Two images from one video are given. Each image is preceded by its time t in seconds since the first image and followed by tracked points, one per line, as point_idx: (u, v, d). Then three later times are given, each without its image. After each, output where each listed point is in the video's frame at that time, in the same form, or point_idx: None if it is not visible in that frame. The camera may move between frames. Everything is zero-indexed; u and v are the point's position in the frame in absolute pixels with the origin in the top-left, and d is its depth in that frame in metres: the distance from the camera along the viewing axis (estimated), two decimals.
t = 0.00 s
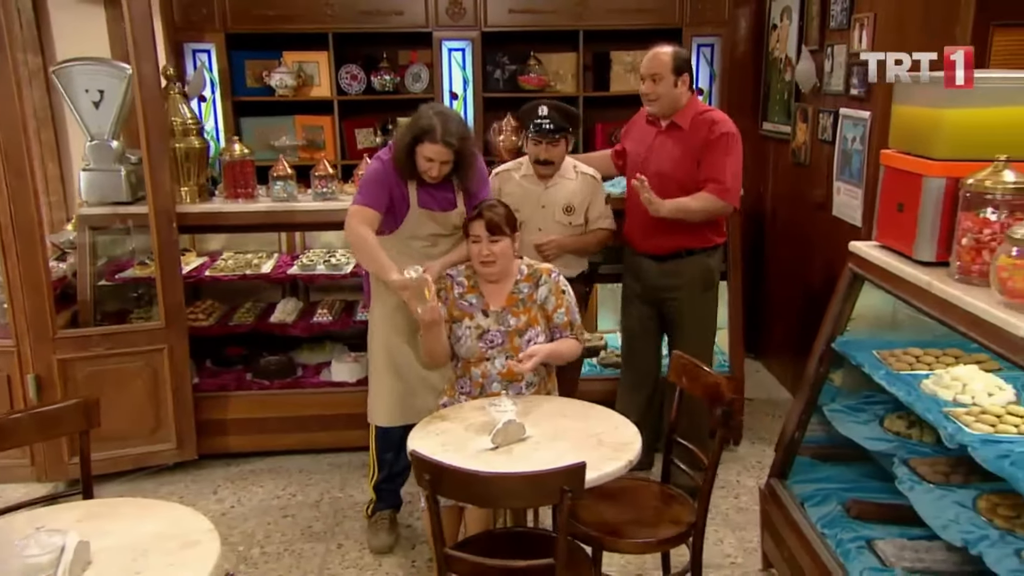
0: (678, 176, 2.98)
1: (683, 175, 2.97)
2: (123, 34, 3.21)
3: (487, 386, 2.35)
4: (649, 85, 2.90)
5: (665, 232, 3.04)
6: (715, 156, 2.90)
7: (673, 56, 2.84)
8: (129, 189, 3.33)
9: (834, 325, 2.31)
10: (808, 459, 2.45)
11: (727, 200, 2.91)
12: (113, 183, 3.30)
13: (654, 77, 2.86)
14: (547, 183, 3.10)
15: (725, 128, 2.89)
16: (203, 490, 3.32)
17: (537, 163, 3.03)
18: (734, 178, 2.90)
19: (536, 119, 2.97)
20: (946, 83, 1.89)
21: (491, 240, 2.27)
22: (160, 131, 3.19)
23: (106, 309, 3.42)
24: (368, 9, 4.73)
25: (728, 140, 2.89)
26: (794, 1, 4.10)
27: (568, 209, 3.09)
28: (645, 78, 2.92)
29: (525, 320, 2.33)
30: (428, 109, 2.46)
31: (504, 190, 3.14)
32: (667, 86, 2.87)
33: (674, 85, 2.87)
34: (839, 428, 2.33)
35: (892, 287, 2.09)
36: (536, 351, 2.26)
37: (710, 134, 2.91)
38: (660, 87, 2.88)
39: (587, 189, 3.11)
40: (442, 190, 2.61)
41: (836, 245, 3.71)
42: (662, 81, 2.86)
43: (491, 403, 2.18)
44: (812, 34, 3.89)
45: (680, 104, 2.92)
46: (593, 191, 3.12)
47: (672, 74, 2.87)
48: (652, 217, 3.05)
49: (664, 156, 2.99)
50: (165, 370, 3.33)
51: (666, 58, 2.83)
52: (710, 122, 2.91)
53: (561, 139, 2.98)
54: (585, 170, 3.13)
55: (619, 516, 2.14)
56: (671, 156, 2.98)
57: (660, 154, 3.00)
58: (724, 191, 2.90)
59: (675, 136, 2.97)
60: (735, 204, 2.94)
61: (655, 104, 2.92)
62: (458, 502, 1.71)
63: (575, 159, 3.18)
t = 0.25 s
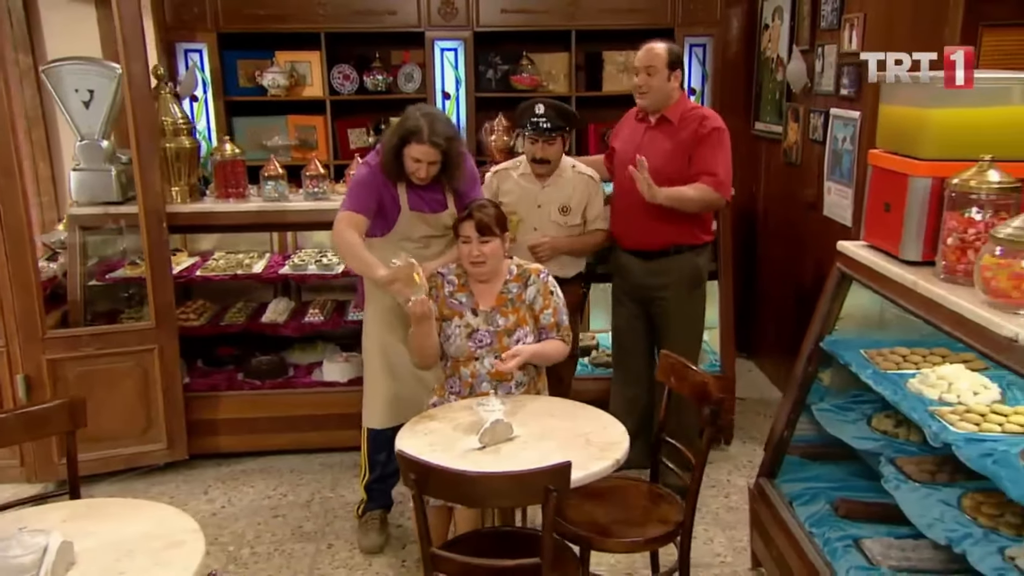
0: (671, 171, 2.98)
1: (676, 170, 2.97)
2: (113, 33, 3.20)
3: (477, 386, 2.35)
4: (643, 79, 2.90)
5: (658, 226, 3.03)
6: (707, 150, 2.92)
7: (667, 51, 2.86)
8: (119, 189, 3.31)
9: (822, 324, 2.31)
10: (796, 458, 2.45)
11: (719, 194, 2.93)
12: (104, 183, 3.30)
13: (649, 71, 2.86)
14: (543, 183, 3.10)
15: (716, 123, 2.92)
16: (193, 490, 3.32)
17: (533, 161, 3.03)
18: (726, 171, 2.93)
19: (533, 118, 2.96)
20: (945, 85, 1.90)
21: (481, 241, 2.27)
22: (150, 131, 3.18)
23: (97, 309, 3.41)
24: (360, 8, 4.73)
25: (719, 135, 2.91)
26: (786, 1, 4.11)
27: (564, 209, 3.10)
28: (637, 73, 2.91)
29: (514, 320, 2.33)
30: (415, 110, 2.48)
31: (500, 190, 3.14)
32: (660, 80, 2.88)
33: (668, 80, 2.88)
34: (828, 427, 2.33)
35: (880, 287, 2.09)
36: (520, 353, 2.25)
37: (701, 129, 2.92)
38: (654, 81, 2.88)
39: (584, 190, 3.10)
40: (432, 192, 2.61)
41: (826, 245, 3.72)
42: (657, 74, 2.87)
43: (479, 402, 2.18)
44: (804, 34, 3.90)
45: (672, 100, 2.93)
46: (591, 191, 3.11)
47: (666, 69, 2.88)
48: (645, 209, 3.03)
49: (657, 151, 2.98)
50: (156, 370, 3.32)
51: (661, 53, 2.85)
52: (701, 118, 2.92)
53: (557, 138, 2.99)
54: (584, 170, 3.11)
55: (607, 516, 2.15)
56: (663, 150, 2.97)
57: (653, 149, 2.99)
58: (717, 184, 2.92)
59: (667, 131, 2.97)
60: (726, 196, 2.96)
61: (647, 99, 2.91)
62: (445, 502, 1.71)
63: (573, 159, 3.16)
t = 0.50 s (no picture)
0: (654, 169, 2.98)
1: (659, 167, 2.97)
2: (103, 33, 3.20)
3: (466, 386, 2.34)
4: (626, 79, 2.91)
5: (643, 225, 3.03)
6: (690, 146, 2.92)
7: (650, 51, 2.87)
8: (110, 189, 3.30)
9: (812, 323, 2.31)
10: (786, 457, 2.46)
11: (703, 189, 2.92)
12: (95, 183, 3.29)
13: (633, 71, 2.88)
14: (534, 181, 3.10)
15: (699, 119, 2.93)
16: (185, 490, 3.31)
17: (524, 158, 3.05)
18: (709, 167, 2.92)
19: (523, 114, 2.97)
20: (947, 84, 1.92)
21: (472, 240, 2.27)
22: (141, 131, 3.18)
23: (89, 309, 3.40)
24: (353, 8, 4.73)
25: (702, 131, 2.92)
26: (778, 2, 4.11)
27: (555, 207, 3.10)
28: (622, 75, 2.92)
29: (504, 319, 2.34)
30: (405, 110, 2.48)
31: (491, 188, 3.14)
32: (646, 80, 2.89)
33: (652, 79, 2.89)
34: (817, 427, 2.34)
35: (868, 287, 2.09)
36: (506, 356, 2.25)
37: (684, 125, 2.93)
38: (639, 81, 2.89)
39: (575, 189, 3.10)
40: (423, 193, 2.60)
41: (818, 245, 3.73)
42: (641, 75, 2.88)
43: (468, 402, 2.18)
44: (795, 34, 3.90)
45: (656, 99, 2.95)
46: (581, 190, 3.11)
47: (650, 69, 2.90)
48: (630, 208, 3.04)
49: (640, 150, 2.99)
50: (147, 370, 3.32)
51: (645, 53, 2.86)
52: (684, 114, 2.93)
53: (547, 135, 3.00)
54: (575, 168, 3.11)
55: (596, 515, 2.15)
56: (647, 149, 2.98)
57: (636, 147, 3.00)
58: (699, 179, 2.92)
59: (651, 129, 2.98)
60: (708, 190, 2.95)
61: (631, 99, 2.93)
62: (432, 501, 1.71)
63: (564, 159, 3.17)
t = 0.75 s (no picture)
0: (641, 171, 2.99)
1: (646, 169, 2.98)
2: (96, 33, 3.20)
3: (459, 385, 2.35)
4: (615, 84, 2.91)
5: (631, 227, 3.04)
6: (677, 149, 2.92)
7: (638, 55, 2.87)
8: (104, 189, 3.32)
9: (804, 321, 2.31)
10: (777, 457, 2.46)
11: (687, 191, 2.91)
12: (88, 182, 3.29)
13: (622, 76, 2.87)
14: (522, 179, 3.10)
15: (686, 122, 2.93)
16: (178, 490, 3.31)
17: (511, 156, 3.03)
18: (693, 168, 2.91)
19: (507, 112, 2.95)
20: (947, 85, 1.92)
21: (467, 238, 2.26)
22: (133, 131, 3.18)
23: (84, 309, 3.40)
24: (348, 8, 4.73)
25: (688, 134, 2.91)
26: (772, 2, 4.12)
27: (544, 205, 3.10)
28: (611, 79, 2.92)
29: (493, 317, 2.34)
30: (395, 109, 2.48)
31: (479, 188, 3.14)
32: (634, 85, 2.88)
33: (641, 83, 2.89)
34: (808, 427, 2.34)
35: (858, 286, 2.10)
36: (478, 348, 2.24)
37: (671, 128, 2.93)
38: (628, 86, 2.89)
39: (563, 185, 3.11)
40: (416, 191, 2.60)
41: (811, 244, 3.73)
42: (630, 80, 2.88)
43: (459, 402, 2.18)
44: (790, 34, 3.90)
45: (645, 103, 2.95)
46: (569, 187, 3.13)
47: (639, 73, 2.89)
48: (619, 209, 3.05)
49: (628, 152, 3.00)
50: (140, 370, 3.32)
51: (633, 57, 2.86)
52: (670, 118, 2.93)
53: (532, 131, 2.98)
54: (561, 165, 3.12)
55: (587, 515, 2.15)
56: (635, 151, 2.99)
57: (624, 150, 3.01)
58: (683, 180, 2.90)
59: (638, 132, 2.99)
60: (693, 192, 2.93)
61: (620, 103, 2.93)
62: (421, 501, 1.71)
63: (550, 157, 3.18)
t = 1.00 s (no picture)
0: (636, 174, 2.99)
1: (641, 172, 2.99)
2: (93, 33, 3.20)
3: (452, 384, 2.35)
4: (612, 87, 2.90)
5: (624, 229, 3.05)
6: (672, 152, 2.93)
7: (634, 58, 2.87)
8: (101, 188, 3.31)
9: (798, 321, 2.31)
10: (772, 456, 2.46)
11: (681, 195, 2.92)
12: (85, 182, 3.29)
13: (618, 80, 2.87)
14: (513, 178, 3.08)
15: (681, 126, 2.94)
16: (175, 490, 3.31)
17: (501, 154, 3.02)
18: (687, 172, 2.92)
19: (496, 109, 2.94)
20: (948, 85, 1.91)
21: (466, 238, 2.27)
22: (130, 131, 3.18)
23: (81, 309, 3.39)
24: (346, 8, 4.73)
25: (683, 138, 2.93)
26: (769, 2, 4.12)
27: (536, 204, 3.09)
28: (608, 82, 2.92)
29: (484, 316, 2.34)
30: (380, 107, 2.49)
31: (470, 188, 3.12)
32: (631, 88, 2.89)
33: (637, 87, 2.89)
34: (802, 426, 2.34)
35: (851, 286, 2.10)
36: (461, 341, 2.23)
37: (666, 132, 2.94)
38: (625, 89, 2.89)
39: (555, 184, 3.10)
40: (403, 191, 2.61)
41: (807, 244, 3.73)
42: (627, 84, 2.88)
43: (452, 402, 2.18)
44: (787, 35, 3.90)
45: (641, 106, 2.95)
46: (561, 186, 3.12)
47: (635, 76, 2.89)
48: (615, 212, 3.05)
49: (623, 155, 3.01)
50: (136, 370, 3.32)
51: (629, 60, 2.86)
52: (665, 122, 2.95)
53: (522, 129, 2.98)
54: (552, 164, 3.11)
55: (581, 514, 2.15)
56: (629, 154, 2.99)
57: (619, 152, 3.02)
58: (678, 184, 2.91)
59: (632, 135, 2.99)
60: (684, 194, 2.93)
61: (616, 106, 2.93)
62: (413, 501, 1.71)
63: (540, 155, 3.17)
